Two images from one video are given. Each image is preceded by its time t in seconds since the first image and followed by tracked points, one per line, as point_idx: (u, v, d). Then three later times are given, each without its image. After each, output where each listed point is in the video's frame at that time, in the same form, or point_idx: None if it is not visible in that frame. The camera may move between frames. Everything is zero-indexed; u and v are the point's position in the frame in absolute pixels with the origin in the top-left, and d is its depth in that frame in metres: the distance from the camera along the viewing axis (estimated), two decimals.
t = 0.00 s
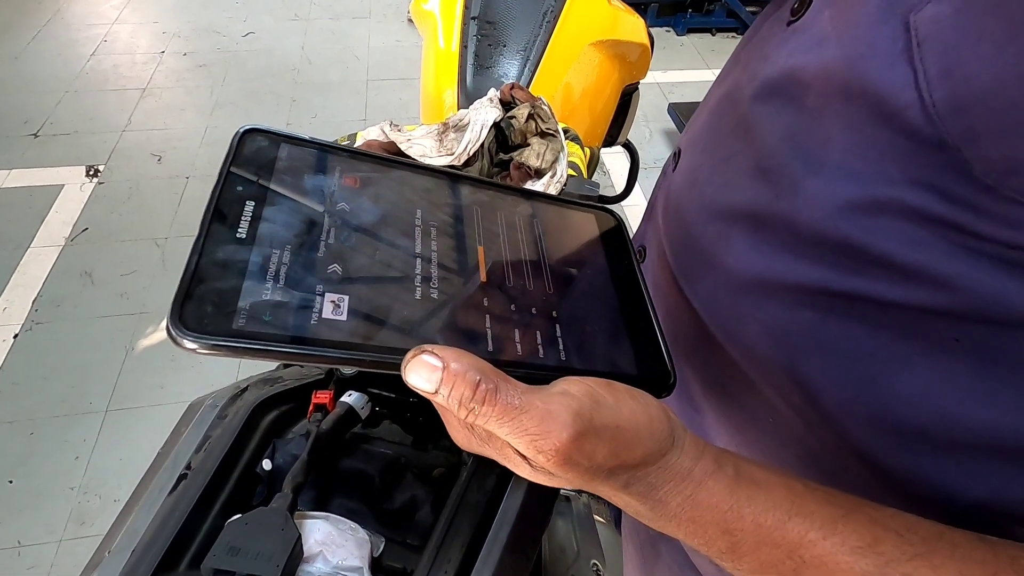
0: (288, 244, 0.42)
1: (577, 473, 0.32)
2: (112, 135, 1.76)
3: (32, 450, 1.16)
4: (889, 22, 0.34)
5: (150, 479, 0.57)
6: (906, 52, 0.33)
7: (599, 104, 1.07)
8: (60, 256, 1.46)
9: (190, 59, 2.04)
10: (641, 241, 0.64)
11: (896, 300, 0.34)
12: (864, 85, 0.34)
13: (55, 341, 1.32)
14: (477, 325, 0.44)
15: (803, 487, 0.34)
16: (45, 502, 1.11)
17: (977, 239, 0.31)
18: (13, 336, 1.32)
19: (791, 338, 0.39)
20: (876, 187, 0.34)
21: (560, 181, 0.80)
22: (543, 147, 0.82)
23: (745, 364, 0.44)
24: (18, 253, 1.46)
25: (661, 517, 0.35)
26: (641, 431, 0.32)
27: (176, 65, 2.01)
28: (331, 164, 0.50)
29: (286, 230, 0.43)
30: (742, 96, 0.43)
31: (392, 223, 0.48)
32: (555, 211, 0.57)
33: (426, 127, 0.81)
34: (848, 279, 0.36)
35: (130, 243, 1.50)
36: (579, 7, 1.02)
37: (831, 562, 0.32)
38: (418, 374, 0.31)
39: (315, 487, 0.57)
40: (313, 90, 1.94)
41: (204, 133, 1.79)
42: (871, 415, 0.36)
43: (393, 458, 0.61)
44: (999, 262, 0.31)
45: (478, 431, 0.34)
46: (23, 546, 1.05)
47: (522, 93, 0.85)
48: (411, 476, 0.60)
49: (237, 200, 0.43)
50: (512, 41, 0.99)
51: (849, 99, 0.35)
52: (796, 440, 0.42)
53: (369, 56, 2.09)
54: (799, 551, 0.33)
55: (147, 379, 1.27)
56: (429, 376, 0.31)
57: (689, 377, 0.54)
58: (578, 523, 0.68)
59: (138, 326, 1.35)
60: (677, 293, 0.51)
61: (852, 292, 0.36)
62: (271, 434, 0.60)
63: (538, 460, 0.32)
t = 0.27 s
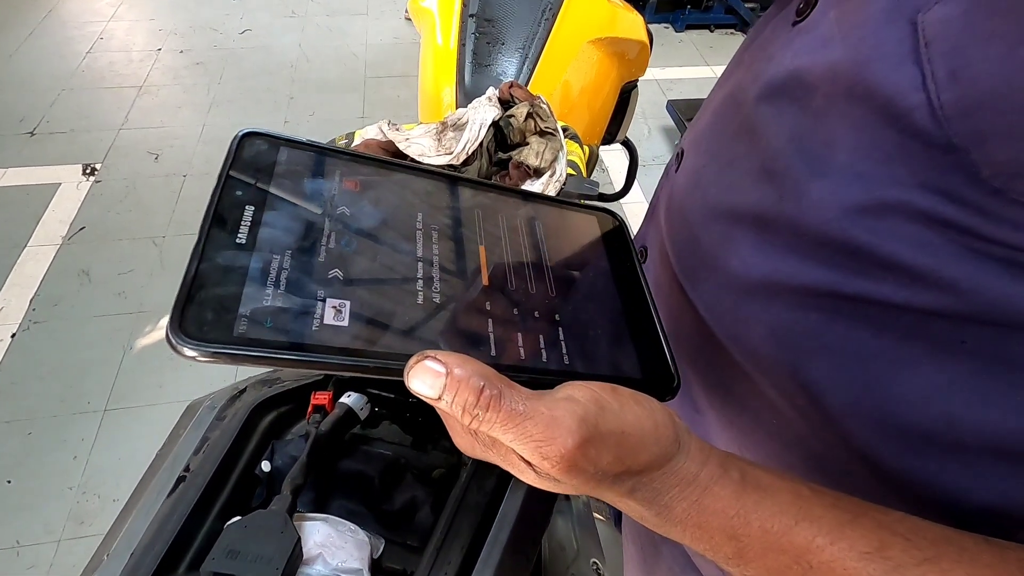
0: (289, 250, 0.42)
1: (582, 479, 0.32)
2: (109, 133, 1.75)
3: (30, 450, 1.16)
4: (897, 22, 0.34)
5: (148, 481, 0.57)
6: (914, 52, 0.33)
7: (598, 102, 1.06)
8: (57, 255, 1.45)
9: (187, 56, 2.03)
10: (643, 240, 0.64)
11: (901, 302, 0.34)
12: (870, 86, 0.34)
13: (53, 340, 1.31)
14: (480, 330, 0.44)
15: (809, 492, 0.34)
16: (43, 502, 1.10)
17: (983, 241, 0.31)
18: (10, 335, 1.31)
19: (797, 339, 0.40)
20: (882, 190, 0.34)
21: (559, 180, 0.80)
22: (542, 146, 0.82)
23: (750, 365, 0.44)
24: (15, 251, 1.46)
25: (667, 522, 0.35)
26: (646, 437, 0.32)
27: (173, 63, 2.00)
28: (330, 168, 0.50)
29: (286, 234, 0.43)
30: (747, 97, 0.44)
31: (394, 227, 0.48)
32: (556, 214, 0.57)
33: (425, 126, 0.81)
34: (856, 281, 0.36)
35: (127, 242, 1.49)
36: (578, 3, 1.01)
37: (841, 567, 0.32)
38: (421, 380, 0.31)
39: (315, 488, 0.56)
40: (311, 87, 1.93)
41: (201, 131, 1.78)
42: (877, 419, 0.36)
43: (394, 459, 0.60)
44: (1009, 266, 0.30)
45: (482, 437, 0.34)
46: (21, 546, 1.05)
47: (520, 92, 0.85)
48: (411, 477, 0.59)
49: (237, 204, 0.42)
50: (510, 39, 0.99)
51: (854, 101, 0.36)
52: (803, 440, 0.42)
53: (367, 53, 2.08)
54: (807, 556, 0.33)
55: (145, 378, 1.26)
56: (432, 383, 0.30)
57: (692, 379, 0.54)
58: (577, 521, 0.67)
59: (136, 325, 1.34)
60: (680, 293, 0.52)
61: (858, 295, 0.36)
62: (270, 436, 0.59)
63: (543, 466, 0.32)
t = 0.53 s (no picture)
0: (288, 250, 0.42)
1: (585, 482, 0.32)
2: (108, 132, 1.74)
3: (32, 449, 1.16)
4: (903, 21, 0.35)
5: (148, 481, 0.57)
6: (920, 52, 0.34)
7: (597, 99, 1.06)
8: (58, 254, 1.45)
9: (185, 54, 2.02)
10: (644, 241, 0.64)
11: (906, 303, 0.35)
12: (876, 84, 0.35)
13: (54, 339, 1.31)
14: (482, 330, 0.44)
15: (813, 493, 0.34)
16: (44, 501, 1.10)
17: (986, 242, 0.32)
18: (11, 334, 1.31)
19: (795, 342, 0.40)
20: (886, 189, 0.35)
21: (559, 178, 0.80)
22: (541, 144, 0.81)
23: (756, 366, 0.45)
24: (15, 250, 1.45)
25: (669, 524, 0.35)
26: (649, 439, 0.31)
27: (171, 60, 1.99)
28: (330, 167, 0.50)
29: (286, 235, 0.43)
30: (750, 96, 0.45)
31: (395, 227, 0.48)
32: (557, 213, 0.56)
33: (423, 125, 0.80)
34: (858, 282, 0.37)
35: (127, 240, 1.49)
36: None
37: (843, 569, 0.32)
38: (422, 382, 0.30)
39: (315, 488, 0.56)
40: (310, 85, 1.93)
41: (201, 129, 1.78)
42: (880, 419, 0.37)
43: (393, 458, 0.60)
44: (1011, 266, 0.31)
45: (484, 440, 0.34)
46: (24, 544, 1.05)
47: (520, 89, 0.85)
48: (411, 477, 0.59)
49: (236, 205, 0.42)
50: (510, 37, 0.98)
51: (860, 100, 0.36)
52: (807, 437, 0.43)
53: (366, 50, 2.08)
54: (810, 558, 0.33)
55: (146, 376, 1.26)
56: (433, 386, 0.30)
57: (693, 379, 0.55)
58: (577, 520, 0.67)
59: (137, 324, 1.34)
60: (682, 292, 0.52)
61: (860, 296, 0.37)
62: (269, 436, 0.59)
63: (544, 469, 0.32)
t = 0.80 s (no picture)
0: (283, 252, 0.41)
1: (585, 486, 0.32)
2: (107, 130, 1.74)
3: (33, 448, 1.16)
4: (909, 16, 0.34)
5: (146, 483, 0.56)
6: (927, 47, 0.33)
7: (597, 95, 1.05)
8: (57, 253, 1.44)
9: (184, 51, 2.01)
10: (646, 239, 0.64)
11: (912, 303, 0.34)
12: (881, 81, 0.35)
13: (55, 338, 1.31)
14: (481, 330, 0.43)
15: (816, 496, 0.34)
16: (46, 499, 1.10)
17: (995, 239, 0.31)
18: (11, 333, 1.31)
19: (799, 342, 0.40)
20: (892, 187, 0.35)
21: (557, 175, 0.79)
22: (540, 141, 0.80)
23: (759, 364, 0.44)
24: (15, 249, 1.45)
25: (671, 528, 0.35)
26: (650, 443, 0.31)
27: (170, 58, 1.98)
28: (326, 166, 0.49)
29: (281, 237, 0.42)
30: (754, 93, 0.45)
31: (392, 227, 0.47)
32: (556, 211, 0.56)
33: (421, 122, 0.80)
34: (863, 283, 0.36)
35: (127, 238, 1.48)
36: None
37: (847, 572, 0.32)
38: (419, 385, 0.30)
39: (314, 487, 0.56)
40: (310, 82, 1.92)
41: (200, 126, 1.77)
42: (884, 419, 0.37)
43: (392, 458, 0.60)
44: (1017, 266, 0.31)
45: (483, 444, 0.33)
46: (25, 543, 1.05)
47: (518, 86, 0.85)
48: (410, 476, 0.59)
49: (231, 206, 0.42)
50: (508, 33, 0.98)
51: (866, 96, 0.36)
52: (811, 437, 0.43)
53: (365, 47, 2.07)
54: (813, 561, 0.33)
55: (147, 375, 1.26)
56: (431, 389, 0.30)
57: (694, 378, 0.54)
58: (577, 518, 0.67)
59: (137, 323, 1.34)
60: (685, 290, 0.52)
61: (865, 296, 0.36)
62: (268, 436, 0.59)
63: (544, 473, 0.32)
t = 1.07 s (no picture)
0: (283, 248, 0.41)
1: (590, 487, 0.31)
2: (109, 126, 1.74)
3: (37, 444, 1.16)
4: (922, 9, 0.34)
5: (147, 480, 0.56)
6: (940, 41, 0.33)
7: (600, 90, 1.04)
8: (60, 250, 1.44)
9: (186, 47, 2.01)
10: (650, 235, 0.63)
11: (923, 301, 0.34)
12: (893, 75, 0.34)
13: (57, 335, 1.31)
14: (484, 328, 0.43)
15: (824, 495, 0.33)
16: (49, 496, 1.10)
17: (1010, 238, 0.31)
18: (14, 330, 1.31)
19: (809, 342, 0.40)
20: (904, 184, 0.34)
21: (560, 173, 0.80)
22: (542, 137, 0.79)
23: (766, 362, 0.44)
24: (17, 245, 1.45)
25: (676, 528, 0.34)
26: (656, 442, 0.31)
27: (172, 54, 1.98)
28: (326, 160, 0.49)
29: (280, 232, 0.42)
30: (761, 88, 0.44)
31: (393, 222, 0.47)
32: (559, 207, 0.55)
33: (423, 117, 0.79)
34: (873, 281, 0.36)
35: (129, 235, 1.48)
36: None
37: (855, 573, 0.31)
38: (421, 383, 0.30)
39: (315, 485, 0.55)
40: (311, 78, 1.91)
41: (202, 123, 1.77)
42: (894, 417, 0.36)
43: (394, 456, 0.59)
44: None
45: (486, 443, 0.33)
46: (29, 539, 1.05)
47: (520, 81, 0.83)
48: (411, 473, 0.58)
49: (230, 200, 0.41)
50: (510, 28, 0.97)
51: (878, 92, 0.36)
52: (818, 435, 0.42)
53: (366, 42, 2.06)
54: (821, 561, 0.32)
55: (150, 371, 1.26)
56: (433, 387, 0.29)
57: (699, 375, 0.54)
58: (580, 516, 0.66)
59: (139, 320, 1.34)
60: (691, 288, 0.52)
61: (875, 294, 0.36)
62: (269, 433, 0.58)
63: (549, 473, 0.31)
